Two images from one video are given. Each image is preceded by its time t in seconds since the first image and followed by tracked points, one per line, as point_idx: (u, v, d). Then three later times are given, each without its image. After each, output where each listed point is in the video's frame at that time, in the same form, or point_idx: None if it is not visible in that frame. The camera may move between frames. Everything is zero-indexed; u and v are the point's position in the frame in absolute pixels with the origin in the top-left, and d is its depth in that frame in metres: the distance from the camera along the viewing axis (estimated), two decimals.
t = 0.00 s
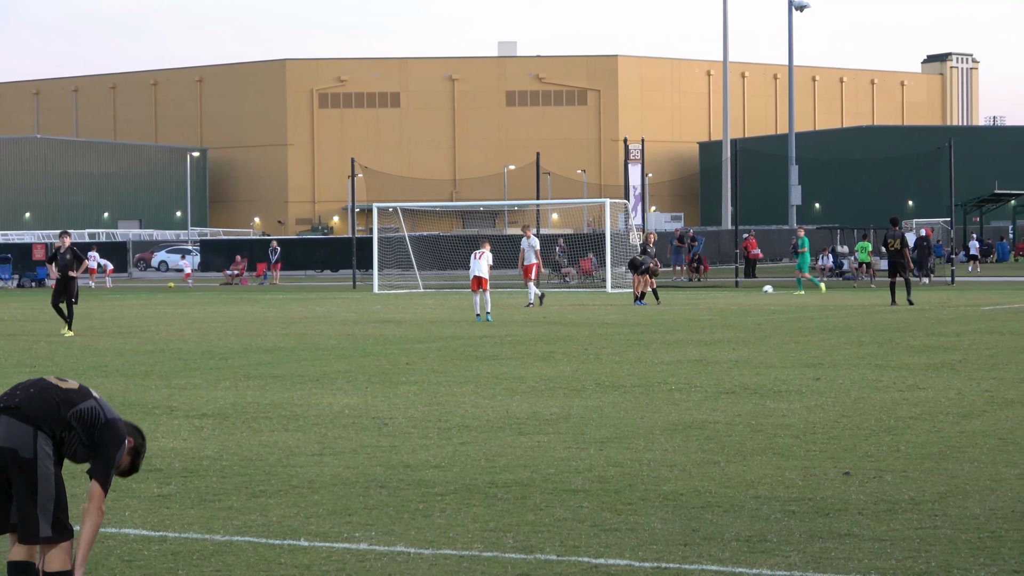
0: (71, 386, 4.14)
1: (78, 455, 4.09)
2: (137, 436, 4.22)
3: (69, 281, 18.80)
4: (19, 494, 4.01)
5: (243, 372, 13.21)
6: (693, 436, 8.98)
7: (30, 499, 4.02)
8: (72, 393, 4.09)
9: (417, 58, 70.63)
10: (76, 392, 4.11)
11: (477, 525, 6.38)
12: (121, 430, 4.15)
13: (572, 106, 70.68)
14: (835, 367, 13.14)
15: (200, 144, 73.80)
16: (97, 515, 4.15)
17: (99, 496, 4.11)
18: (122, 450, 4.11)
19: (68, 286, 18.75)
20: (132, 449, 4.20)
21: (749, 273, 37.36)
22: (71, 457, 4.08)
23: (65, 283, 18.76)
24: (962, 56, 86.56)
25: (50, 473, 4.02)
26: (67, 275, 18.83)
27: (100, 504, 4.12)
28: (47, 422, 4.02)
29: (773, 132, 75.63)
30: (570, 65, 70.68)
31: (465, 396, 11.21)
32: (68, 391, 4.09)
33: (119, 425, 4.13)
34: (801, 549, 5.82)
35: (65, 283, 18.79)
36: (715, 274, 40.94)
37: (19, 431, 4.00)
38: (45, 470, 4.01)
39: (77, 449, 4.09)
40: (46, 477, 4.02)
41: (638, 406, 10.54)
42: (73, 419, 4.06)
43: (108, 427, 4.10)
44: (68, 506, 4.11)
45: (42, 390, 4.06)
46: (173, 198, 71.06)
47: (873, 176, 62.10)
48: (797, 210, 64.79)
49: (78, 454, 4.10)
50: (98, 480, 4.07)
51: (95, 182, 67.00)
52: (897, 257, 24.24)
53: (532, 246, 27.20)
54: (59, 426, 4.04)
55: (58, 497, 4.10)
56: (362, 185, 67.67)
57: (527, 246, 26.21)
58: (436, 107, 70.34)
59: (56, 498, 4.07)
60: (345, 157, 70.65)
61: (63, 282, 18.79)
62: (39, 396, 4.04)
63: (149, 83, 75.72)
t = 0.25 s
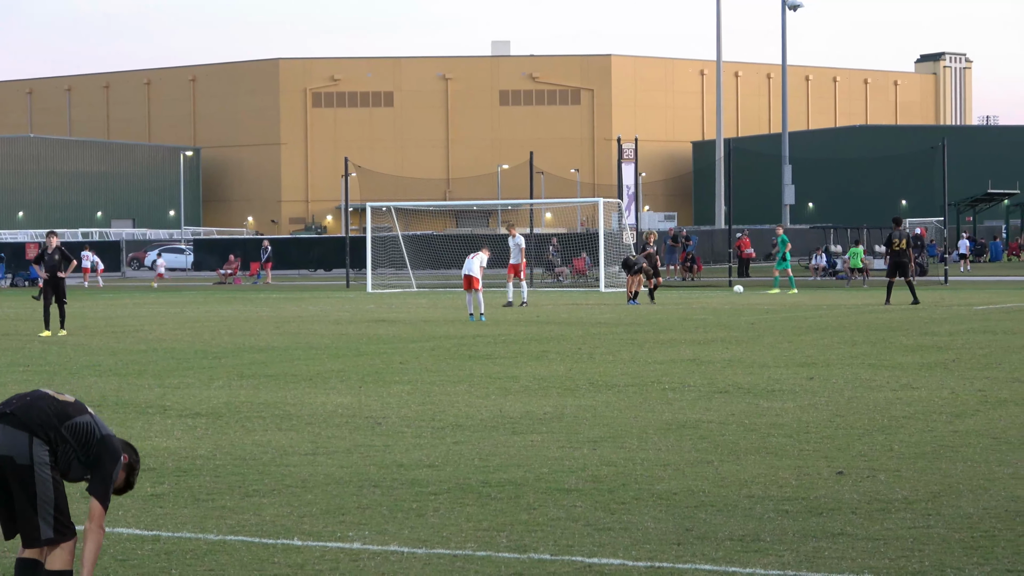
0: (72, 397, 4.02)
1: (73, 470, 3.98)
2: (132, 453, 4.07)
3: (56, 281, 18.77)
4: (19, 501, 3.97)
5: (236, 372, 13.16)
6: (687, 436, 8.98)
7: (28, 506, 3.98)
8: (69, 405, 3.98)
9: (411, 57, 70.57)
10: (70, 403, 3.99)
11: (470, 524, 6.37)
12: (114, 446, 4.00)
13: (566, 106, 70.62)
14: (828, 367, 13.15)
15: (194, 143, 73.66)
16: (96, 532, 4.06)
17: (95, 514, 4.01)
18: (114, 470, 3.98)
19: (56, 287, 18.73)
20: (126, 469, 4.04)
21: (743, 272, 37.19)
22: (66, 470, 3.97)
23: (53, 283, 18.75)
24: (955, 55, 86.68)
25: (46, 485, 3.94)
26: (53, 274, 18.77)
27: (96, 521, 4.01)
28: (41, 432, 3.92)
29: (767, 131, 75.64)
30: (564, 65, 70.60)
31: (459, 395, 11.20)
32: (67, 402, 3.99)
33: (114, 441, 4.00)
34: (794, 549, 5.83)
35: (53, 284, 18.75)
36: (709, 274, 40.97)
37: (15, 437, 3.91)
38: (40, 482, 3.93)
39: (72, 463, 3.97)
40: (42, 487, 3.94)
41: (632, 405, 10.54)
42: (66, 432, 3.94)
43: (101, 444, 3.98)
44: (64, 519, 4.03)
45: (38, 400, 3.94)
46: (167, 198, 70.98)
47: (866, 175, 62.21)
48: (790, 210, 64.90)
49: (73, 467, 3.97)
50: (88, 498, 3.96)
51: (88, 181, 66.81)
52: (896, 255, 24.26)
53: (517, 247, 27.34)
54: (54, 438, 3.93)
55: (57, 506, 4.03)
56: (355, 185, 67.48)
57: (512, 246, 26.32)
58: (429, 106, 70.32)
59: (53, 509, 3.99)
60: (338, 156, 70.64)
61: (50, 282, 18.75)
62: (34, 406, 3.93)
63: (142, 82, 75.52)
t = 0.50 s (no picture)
0: (66, 397, 4.05)
1: (68, 469, 4.00)
2: (127, 454, 4.10)
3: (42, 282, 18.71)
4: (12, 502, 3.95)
5: (230, 372, 13.14)
6: (682, 435, 8.99)
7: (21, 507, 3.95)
8: (66, 405, 4.01)
9: (405, 57, 70.34)
10: (67, 402, 4.02)
11: (464, 523, 6.37)
12: (112, 445, 4.04)
13: (559, 105, 70.73)
14: (823, 366, 13.19)
15: (188, 143, 73.55)
16: (91, 530, 4.07)
17: (92, 511, 4.02)
18: (111, 468, 4.00)
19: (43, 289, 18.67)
20: (121, 469, 4.07)
21: (736, 272, 37.22)
22: (61, 469, 3.98)
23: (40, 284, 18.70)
24: (950, 55, 87.10)
25: (40, 485, 3.93)
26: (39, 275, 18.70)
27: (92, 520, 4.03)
28: (38, 428, 3.92)
29: (761, 131, 75.79)
30: (558, 64, 70.69)
31: (453, 395, 11.21)
32: (63, 403, 4.02)
33: (110, 440, 4.02)
34: (788, 547, 5.84)
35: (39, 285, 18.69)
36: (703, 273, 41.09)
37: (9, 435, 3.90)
38: (37, 481, 3.93)
39: (68, 463, 4.00)
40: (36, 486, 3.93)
41: (626, 404, 10.55)
42: (62, 430, 3.96)
43: (98, 443, 4.00)
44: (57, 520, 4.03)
45: (35, 398, 3.96)
46: (161, 198, 70.99)
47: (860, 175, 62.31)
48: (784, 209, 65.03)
49: (68, 466, 4.00)
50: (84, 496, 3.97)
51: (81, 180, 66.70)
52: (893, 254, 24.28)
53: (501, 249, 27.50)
54: (50, 435, 3.95)
55: (50, 504, 4.01)
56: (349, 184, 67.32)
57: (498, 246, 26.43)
58: (424, 106, 70.15)
59: (47, 508, 3.98)
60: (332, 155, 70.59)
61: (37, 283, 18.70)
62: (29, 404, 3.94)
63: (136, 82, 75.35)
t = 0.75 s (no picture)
0: (63, 392, 4.02)
1: (65, 462, 3.97)
2: (126, 444, 4.04)
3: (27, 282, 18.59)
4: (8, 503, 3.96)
5: (225, 372, 13.12)
6: (676, 434, 9.01)
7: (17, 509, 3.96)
8: (62, 399, 3.98)
9: (399, 56, 70.43)
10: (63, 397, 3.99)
11: (459, 523, 6.37)
12: (111, 436, 4.00)
13: (554, 105, 70.75)
14: (817, 365, 13.21)
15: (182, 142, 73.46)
16: (90, 523, 4.05)
17: (89, 505, 4.00)
18: (108, 461, 3.96)
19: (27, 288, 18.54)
20: (120, 459, 4.01)
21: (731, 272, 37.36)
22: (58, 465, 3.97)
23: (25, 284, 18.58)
24: (944, 54, 87.26)
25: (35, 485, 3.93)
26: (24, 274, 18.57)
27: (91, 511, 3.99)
28: (32, 428, 3.91)
29: (755, 130, 75.86)
30: (552, 64, 70.71)
31: (448, 394, 11.21)
32: (59, 397, 3.99)
33: (107, 432, 3.98)
34: (783, 547, 5.85)
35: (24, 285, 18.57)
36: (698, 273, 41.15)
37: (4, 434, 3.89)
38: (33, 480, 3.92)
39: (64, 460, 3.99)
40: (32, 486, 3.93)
41: (621, 404, 10.55)
42: (58, 426, 3.94)
43: (96, 437, 3.96)
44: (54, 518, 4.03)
45: (30, 395, 3.93)
46: (156, 198, 70.98)
47: (855, 175, 62.44)
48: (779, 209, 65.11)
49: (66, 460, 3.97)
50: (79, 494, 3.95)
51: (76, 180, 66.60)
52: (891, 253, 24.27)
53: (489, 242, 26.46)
54: (45, 433, 3.93)
55: (45, 503, 4.01)
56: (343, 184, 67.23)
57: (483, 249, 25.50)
58: (418, 106, 70.24)
59: (43, 506, 3.99)
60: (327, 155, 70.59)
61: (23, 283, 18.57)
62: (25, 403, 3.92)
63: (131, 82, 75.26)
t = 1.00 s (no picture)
0: (59, 394, 4.01)
1: (62, 464, 3.97)
2: (121, 445, 4.06)
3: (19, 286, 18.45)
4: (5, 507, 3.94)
5: (220, 372, 13.11)
6: (671, 434, 9.02)
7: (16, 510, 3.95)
8: (58, 401, 3.97)
9: (394, 56, 70.42)
10: (60, 396, 3.98)
11: (455, 523, 6.38)
12: (108, 439, 4.02)
13: (549, 105, 70.76)
14: (813, 365, 13.24)
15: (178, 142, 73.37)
16: (86, 525, 4.05)
17: (85, 507, 4.00)
18: (108, 461, 3.97)
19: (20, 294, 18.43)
20: (117, 460, 4.03)
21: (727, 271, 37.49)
22: (57, 468, 3.97)
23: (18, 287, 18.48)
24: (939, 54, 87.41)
25: (34, 487, 3.93)
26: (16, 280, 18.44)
27: (90, 511, 4.00)
28: (30, 427, 3.90)
29: (750, 130, 75.92)
30: (548, 64, 70.71)
31: (443, 394, 11.22)
32: (55, 399, 3.97)
33: (103, 434, 3.98)
34: (778, 546, 5.86)
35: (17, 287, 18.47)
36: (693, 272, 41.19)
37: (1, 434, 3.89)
38: (32, 482, 3.93)
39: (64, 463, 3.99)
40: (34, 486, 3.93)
41: (617, 403, 10.56)
42: (55, 426, 3.93)
43: (94, 439, 3.96)
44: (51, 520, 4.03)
45: (24, 398, 3.91)
46: (152, 198, 70.98)
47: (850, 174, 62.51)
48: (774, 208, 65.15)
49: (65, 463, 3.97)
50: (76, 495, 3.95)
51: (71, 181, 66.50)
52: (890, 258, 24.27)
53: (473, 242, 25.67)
54: (43, 432, 3.92)
55: (44, 503, 4.01)
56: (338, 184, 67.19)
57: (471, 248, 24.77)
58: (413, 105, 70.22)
59: (41, 509, 3.99)
60: (323, 155, 70.54)
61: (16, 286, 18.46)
62: (25, 406, 3.91)
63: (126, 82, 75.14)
